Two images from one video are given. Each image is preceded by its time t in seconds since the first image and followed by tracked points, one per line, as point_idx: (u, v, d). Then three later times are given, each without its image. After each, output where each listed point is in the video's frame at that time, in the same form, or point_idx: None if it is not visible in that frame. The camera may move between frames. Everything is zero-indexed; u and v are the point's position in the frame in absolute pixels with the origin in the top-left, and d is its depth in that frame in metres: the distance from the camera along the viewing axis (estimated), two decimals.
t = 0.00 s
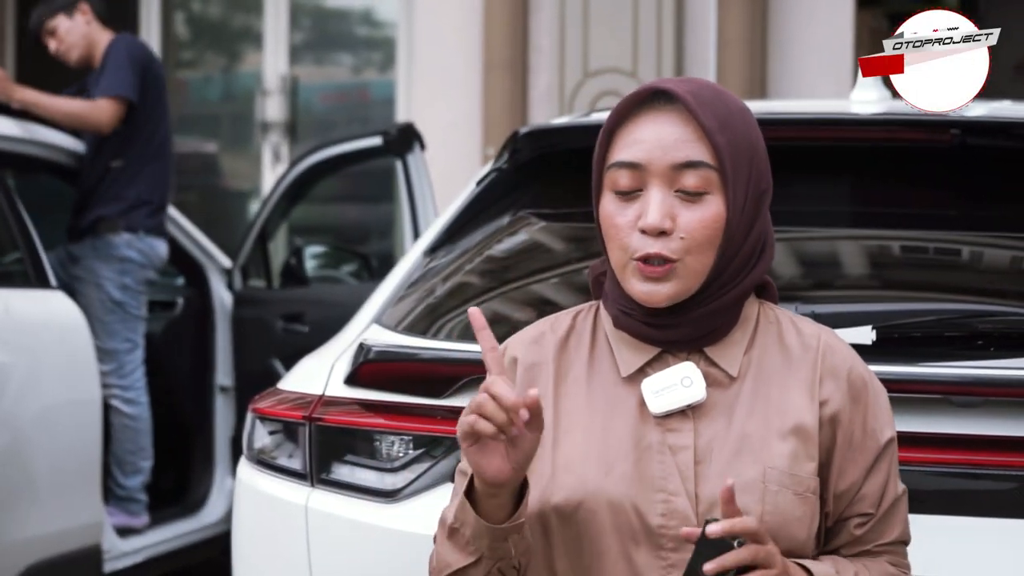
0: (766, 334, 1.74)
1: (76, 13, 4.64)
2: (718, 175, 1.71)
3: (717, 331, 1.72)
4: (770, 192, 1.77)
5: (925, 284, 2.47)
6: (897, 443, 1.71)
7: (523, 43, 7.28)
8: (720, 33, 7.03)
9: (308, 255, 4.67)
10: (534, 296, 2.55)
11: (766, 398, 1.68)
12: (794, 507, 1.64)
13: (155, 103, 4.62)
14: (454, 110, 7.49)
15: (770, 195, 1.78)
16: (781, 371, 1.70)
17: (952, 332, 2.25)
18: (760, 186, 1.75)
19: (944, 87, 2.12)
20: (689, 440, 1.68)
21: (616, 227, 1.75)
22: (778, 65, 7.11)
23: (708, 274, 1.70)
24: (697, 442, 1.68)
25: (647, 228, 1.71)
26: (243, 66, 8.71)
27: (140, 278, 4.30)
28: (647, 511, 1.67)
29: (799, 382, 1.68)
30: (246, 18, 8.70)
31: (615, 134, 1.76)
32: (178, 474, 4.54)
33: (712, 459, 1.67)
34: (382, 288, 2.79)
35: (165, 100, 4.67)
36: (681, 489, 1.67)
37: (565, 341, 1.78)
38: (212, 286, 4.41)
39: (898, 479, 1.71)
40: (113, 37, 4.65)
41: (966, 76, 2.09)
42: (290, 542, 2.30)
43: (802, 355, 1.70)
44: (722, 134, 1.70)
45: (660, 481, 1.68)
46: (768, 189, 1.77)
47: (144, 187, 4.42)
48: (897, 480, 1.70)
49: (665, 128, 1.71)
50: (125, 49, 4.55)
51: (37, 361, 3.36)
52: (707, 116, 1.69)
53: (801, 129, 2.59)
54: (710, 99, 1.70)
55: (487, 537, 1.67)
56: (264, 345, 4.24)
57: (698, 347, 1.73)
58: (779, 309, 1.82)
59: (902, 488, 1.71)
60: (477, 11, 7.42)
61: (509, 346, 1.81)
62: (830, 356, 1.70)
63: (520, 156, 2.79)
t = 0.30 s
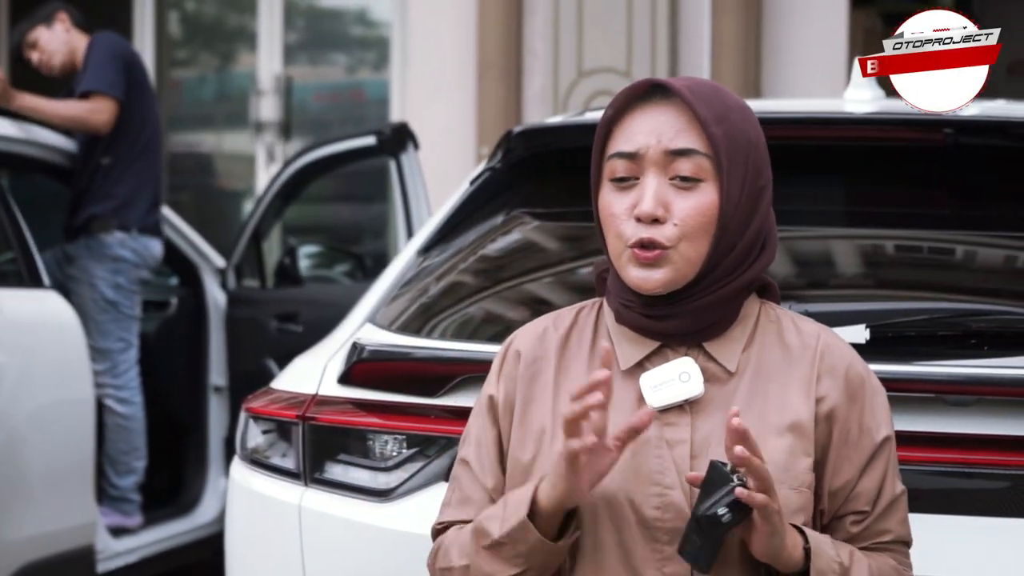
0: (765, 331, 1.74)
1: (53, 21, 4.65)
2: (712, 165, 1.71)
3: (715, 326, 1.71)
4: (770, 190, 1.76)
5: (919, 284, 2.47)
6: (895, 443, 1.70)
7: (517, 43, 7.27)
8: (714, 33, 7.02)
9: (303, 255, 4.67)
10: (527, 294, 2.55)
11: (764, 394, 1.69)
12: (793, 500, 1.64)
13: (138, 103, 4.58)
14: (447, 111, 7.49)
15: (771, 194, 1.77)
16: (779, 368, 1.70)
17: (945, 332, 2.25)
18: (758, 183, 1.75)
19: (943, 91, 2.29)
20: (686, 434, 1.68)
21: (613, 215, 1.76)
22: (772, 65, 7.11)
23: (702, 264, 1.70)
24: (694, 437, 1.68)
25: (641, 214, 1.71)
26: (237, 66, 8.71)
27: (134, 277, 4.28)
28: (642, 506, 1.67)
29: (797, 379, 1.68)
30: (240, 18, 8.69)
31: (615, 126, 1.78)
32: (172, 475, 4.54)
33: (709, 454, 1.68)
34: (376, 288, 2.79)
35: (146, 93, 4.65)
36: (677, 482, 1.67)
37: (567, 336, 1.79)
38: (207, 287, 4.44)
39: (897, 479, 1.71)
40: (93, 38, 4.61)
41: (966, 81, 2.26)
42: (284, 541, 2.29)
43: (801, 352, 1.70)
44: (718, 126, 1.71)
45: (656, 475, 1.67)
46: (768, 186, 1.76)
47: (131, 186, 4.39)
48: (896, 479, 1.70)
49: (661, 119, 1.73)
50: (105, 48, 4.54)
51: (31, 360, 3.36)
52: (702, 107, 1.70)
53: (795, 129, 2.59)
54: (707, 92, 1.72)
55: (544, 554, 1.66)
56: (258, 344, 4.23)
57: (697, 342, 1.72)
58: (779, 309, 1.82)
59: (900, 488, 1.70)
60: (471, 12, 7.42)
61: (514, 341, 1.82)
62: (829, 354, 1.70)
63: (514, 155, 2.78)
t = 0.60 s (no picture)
0: (766, 332, 1.74)
1: (58, 17, 4.65)
2: (708, 163, 1.71)
3: (712, 327, 1.71)
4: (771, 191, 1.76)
5: (915, 284, 2.47)
6: (896, 445, 1.69)
7: (512, 43, 7.30)
8: (709, 32, 7.05)
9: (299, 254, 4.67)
10: (524, 294, 2.55)
11: (763, 396, 1.68)
12: (786, 503, 1.65)
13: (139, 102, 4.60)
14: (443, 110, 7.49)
15: (772, 193, 1.77)
16: (778, 369, 1.70)
17: (942, 331, 2.25)
18: (756, 183, 1.74)
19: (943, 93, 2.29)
20: (683, 434, 1.68)
21: (611, 213, 1.76)
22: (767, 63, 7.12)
23: (699, 262, 1.70)
24: (692, 438, 1.68)
25: (637, 211, 1.71)
26: (232, 66, 8.71)
27: (130, 277, 4.28)
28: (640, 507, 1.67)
29: (796, 381, 1.68)
30: (235, 17, 8.70)
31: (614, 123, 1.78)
32: (168, 475, 4.56)
33: (705, 454, 1.67)
34: (373, 286, 2.78)
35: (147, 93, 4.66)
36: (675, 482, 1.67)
37: (567, 338, 1.80)
38: (202, 285, 4.41)
39: (899, 480, 1.70)
40: (94, 39, 4.59)
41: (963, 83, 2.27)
42: (282, 541, 2.29)
43: (800, 354, 1.70)
44: (715, 125, 1.71)
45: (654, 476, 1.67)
46: (769, 185, 1.76)
47: (130, 186, 4.39)
48: (899, 480, 1.69)
49: (658, 116, 1.73)
50: (109, 48, 4.53)
51: (25, 359, 3.35)
52: (699, 105, 1.70)
53: (792, 129, 2.59)
54: (705, 90, 1.72)
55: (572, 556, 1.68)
56: (256, 344, 4.24)
57: (697, 344, 1.73)
58: (782, 310, 1.82)
59: (904, 489, 1.70)
60: (466, 11, 7.42)
61: (516, 342, 1.83)
62: (828, 355, 1.69)
63: (510, 155, 2.76)
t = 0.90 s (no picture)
0: (765, 333, 1.74)
1: (66, 12, 4.66)
2: (700, 168, 1.71)
3: (708, 331, 1.70)
4: (769, 191, 1.76)
5: (913, 284, 2.47)
6: (896, 445, 1.67)
7: (510, 44, 7.30)
8: (706, 33, 7.04)
9: (296, 255, 4.67)
10: (523, 295, 2.55)
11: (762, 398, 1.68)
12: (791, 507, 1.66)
13: (139, 105, 4.60)
14: (440, 110, 7.48)
15: (770, 192, 1.77)
16: (776, 371, 1.70)
17: (942, 332, 2.26)
18: (753, 185, 1.74)
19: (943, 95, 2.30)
20: (681, 439, 1.67)
21: (604, 219, 1.76)
22: (765, 64, 7.12)
23: (693, 268, 1.70)
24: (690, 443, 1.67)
25: (629, 218, 1.72)
26: (229, 66, 8.71)
27: (126, 278, 4.28)
28: (636, 512, 1.66)
29: (794, 383, 1.68)
30: (231, 18, 8.69)
31: (607, 128, 1.78)
32: (167, 476, 4.56)
33: (703, 459, 1.67)
34: (376, 284, 2.79)
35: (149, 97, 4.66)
36: (672, 488, 1.66)
37: (565, 340, 1.80)
38: (200, 285, 4.41)
39: (902, 481, 1.67)
40: (97, 39, 4.59)
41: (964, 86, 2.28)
42: (282, 542, 2.29)
43: (800, 354, 1.70)
44: (707, 129, 1.70)
45: (651, 480, 1.67)
46: (767, 184, 1.76)
47: (127, 187, 4.38)
48: (902, 482, 1.66)
49: (649, 122, 1.73)
50: (111, 50, 4.53)
51: (24, 359, 3.35)
52: (690, 110, 1.70)
53: (790, 129, 2.59)
54: (697, 94, 1.71)
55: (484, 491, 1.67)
56: (254, 344, 4.23)
57: (695, 347, 1.73)
58: (784, 312, 1.81)
59: (910, 493, 1.67)
60: (463, 12, 7.42)
61: (513, 345, 1.83)
62: (827, 356, 1.69)
63: (510, 156, 2.77)
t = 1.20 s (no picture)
0: (761, 337, 1.73)
1: (71, 10, 4.66)
2: (685, 180, 1.70)
3: (701, 338, 1.70)
4: (760, 190, 1.74)
5: (913, 284, 2.47)
6: (895, 455, 1.66)
7: (508, 43, 7.30)
8: (704, 33, 7.04)
9: (295, 256, 4.67)
10: (523, 295, 2.56)
11: (758, 406, 1.67)
12: (783, 518, 1.62)
13: (139, 106, 4.60)
14: (438, 110, 7.49)
15: (762, 191, 1.75)
16: (773, 378, 1.68)
17: (944, 332, 2.26)
18: (744, 186, 1.72)
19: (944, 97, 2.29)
20: (675, 447, 1.66)
21: (592, 233, 1.77)
22: (764, 63, 7.13)
23: (683, 281, 1.70)
24: (684, 449, 1.66)
25: (615, 237, 1.72)
26: (227, 66, 8.71)
27: (124, 279, 4.27)
28: (629, 521, 1.65)
29: (791, 391, 1.66)
30: (229, 17, 8.69)
31: (592, 139, 1.77)
32: (167, 476, 4.56)
33: (698, 468, 1.65)
34: (376, 285, 2.79)
35: (148, 99, 4.65)
36: (665, 498, 1.64)
37: (556, 342, 1.79)
38: (199, 286, 4.41)
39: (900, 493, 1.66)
40: (98, 40, 4.59)
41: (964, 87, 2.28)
42: (282, 543, 2.29)
43: (797, 361, 1.68)
44: (692, 139, 1.69)
45: (643, 490, 1.66)
46: (757, 186, 1.74)
47: (125, 188, 4.38)
48: (898, 490, 1.65)
49: (632, 134, 1.72)
50: (111, 51, 4.53)
51: (24, 359, 3.35)
52: (673, 122, 1.68)
53: (789, 129, 2.59)
54: (680, 103, 1.69)
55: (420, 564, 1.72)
56: (253, 345, 4.23)
57: (688, 352, 1.72)
58: (780, 311, 1.81)
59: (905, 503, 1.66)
60: (461, 13, 7.42)
61: (503, 349, 1.82)
62: (825, 361, 1.67)
63: (510, 156, 2.76)
